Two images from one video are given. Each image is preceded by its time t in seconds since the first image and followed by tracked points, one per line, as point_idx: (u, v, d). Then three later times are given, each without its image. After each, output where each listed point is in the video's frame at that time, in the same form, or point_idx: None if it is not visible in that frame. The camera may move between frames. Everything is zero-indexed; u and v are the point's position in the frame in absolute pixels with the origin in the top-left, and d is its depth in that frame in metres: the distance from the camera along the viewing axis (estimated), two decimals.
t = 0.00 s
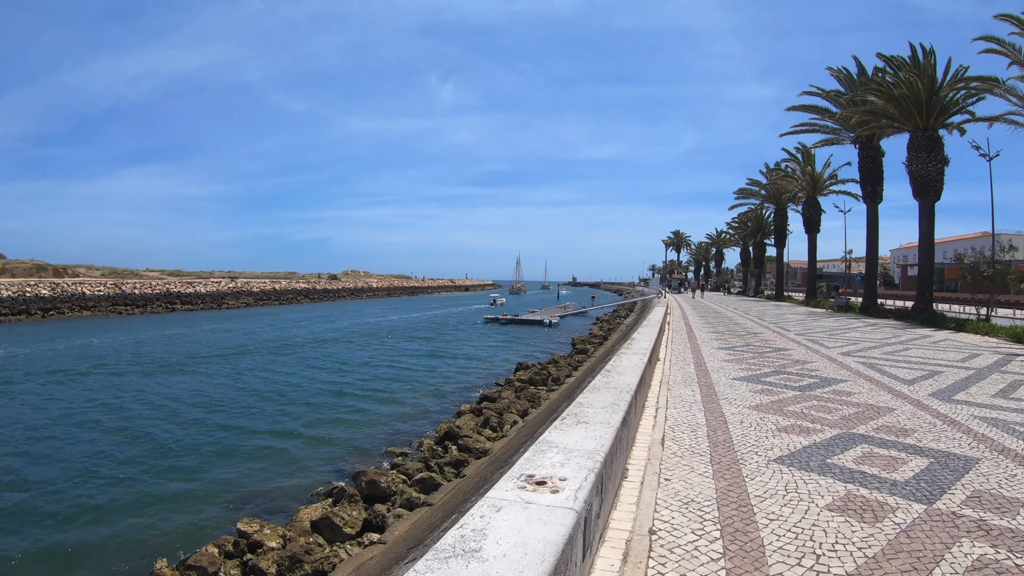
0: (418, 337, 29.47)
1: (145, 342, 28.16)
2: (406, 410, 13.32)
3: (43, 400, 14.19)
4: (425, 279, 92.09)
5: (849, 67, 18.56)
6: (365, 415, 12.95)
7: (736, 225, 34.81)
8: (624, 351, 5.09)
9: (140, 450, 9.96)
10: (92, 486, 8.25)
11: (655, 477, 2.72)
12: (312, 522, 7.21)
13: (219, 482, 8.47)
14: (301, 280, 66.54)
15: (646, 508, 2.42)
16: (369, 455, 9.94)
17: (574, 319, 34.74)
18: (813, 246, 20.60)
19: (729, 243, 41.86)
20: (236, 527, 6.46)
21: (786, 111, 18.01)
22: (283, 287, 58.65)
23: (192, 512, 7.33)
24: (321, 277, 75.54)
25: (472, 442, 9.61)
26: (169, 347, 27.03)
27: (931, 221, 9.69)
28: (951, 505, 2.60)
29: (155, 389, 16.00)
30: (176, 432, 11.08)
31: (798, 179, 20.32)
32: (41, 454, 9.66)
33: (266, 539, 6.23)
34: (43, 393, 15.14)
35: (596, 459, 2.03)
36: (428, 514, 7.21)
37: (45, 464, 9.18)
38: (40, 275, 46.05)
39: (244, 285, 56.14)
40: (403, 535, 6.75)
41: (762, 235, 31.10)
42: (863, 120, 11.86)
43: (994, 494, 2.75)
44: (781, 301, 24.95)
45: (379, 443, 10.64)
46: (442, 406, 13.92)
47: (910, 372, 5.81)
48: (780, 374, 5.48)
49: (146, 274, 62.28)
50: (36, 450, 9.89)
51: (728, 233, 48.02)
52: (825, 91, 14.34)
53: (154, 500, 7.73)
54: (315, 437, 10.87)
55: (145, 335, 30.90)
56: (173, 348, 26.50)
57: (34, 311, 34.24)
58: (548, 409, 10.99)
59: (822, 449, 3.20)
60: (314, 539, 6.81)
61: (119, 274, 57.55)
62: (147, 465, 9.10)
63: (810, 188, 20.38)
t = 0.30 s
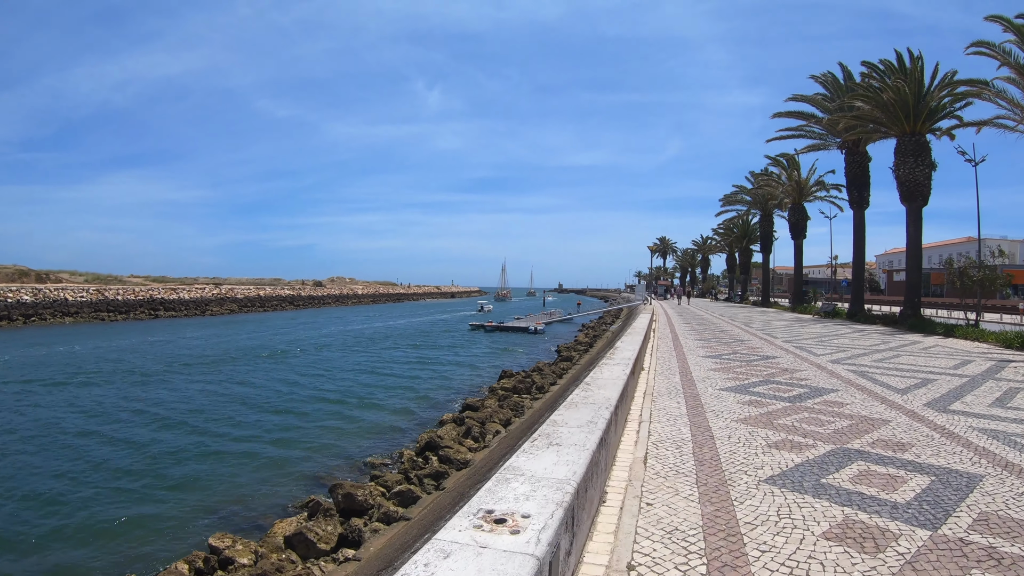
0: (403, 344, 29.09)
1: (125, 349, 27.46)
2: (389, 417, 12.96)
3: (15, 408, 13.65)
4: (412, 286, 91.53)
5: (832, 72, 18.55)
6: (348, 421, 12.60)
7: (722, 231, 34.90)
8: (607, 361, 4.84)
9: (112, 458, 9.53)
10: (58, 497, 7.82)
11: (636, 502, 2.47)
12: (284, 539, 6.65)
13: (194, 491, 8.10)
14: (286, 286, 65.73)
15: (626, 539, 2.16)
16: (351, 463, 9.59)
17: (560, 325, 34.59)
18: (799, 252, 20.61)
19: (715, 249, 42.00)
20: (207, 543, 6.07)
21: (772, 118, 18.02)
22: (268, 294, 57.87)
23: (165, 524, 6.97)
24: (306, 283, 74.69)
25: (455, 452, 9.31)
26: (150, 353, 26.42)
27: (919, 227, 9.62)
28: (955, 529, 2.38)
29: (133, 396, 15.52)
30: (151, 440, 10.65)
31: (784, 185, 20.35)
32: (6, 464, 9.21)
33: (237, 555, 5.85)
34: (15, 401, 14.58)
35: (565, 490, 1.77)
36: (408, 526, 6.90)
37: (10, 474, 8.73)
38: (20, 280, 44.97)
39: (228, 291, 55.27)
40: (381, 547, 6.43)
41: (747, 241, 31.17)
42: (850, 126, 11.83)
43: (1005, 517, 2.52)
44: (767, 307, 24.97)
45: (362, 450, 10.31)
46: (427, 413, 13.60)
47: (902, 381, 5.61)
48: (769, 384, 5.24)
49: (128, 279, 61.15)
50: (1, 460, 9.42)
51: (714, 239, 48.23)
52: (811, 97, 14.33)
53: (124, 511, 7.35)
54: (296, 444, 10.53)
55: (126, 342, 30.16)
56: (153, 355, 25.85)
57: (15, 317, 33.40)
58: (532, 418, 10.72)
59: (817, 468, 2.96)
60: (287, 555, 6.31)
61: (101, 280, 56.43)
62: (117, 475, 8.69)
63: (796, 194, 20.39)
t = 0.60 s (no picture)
0: (395, 352, 28.75)
1: (111, 356, 26.94)
2: (376, 425, 12.63)
3: None
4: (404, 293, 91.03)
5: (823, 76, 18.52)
6: (335, 429, 12.30)
7: (714, 238, 34.83)
8: (595, 371, 4.59)
9: (90, 466, 9.20)
10: (27, 508, 7.45)
11: (619, 532, 2.22)
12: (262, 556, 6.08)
13: (173, 500, 7.80)
14: (277, 294, 65.17)
15: None
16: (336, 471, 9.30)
17: (552, 333, 34.34)
18: (792, 258, 20.49)
19: (707, 256, 41.98)
20: (183, 559, 5.81)
21: (764, 123, 17.96)
22: (259, 301, 57.30)
23: (138, 536, 6.61)
24: (298, 290, 74.10)
25: (442, 462, 9.02)
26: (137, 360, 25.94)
27: (913, 231, 9.48)
28: (970, 558, 2.16)
29: (116, 403, 15.12)
30: (130, 447, 10.29)
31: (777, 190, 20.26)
32: None
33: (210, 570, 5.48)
34: None
35: (532, 529, 1.52)
36: (390, 539, 6.59)
37: None
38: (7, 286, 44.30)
39: (219, 298, 54.66)
40: (361, 563, 6.10)
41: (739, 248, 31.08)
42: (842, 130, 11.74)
43: None
44: (760, 313, 24.83)
45: (349, 457, 10.02)
46: (417, 421, 13.31)
47: (900, 390, 5.40)
48: (763, 395, 5.01)
49: (118, 286, 60.40)
50: None
51: (706, 246, 48.18)
52: (804, 102, 14.26)
53: (97, 522, 6.99)
54: (281, 452, 10.23)
55: (112, 349, 29.59)
56: (139, 362, 25.35)
57: (3, 324, 32.89)
58: (521, 428, 10.44)
59: (817, 489, 2.72)
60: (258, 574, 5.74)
61: (91, 286, 55.74)
62: (93, 484, 8.33)
63: (788, 199, 20.31)
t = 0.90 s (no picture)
0: (389, 357, 28.49)
1: (102, 358, 26.63)
2: (367, 430, 12.38)
3: None
4: (400, 297, 90.68)
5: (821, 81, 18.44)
6: (326, 432, 12.07)
7: (711, 244, 34.67)
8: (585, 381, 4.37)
9: (75, 469, 9.00)
10: (2, 513, 7.18)
11: (606, 565, 2.00)
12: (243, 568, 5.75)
13: (159, 503, 7.60)
14: (273, 298, 64.86)
15: None
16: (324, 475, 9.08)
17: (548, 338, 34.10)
18: (790, 263, 20.32)
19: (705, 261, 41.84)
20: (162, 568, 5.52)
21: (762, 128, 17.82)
22: (254, 305, 56.95)
23: (117, 543, 6.36)
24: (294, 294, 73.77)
25: (432, 470, 8.77)
26: (128, 363, 25.65)
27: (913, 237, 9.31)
28: None
29: (106, 406, 14.88)
30: (116, 450, 10.06)
31: (774, 196, 20.09)
32: None
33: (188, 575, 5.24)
34: None
35: (498, 574, 1.30)
36: (375, 551, 6.29)
37: None
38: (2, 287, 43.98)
39: (214, 301, 54.32)
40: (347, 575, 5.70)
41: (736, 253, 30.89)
42: (841, 134, 11.60)
43: None
44: (757, 320, 24.62)
45: (339, 461, 9.81)
46: (409, 426, 13.08)
47: (904, 401, 5.19)
48: (762, 406, 4.79)
49: (113, 289, 60.03)
50: None
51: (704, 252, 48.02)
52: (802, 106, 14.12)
53: (74, 529, 6.72)
54: (269, 455, 10.02)
55: (104, 351, 29.25)
56: (130, 365, 25.03)
57: None
58: (513, 436, 10.19)
59: (823, 514, 2.49)
60: None
61: (87, 287, 55.39)
62: (77, 487, 8.14)
63: (786, 204, 20.15)
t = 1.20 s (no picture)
0: (383, 363, 28.19)
1: (93, 361, 26.27)
2: (360, 436, 12.12)
3: None
4: (396, 303, 90.29)
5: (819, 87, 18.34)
6: (317, 438, 11.81)
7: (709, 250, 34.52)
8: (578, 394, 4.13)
9: (60, 473, 8.75)
10: None
11: None
12: None
13: (144, 507, 7.38)
14: (268, 302, 64.42)
15: None
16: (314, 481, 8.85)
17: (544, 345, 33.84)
18: (787, 270, 20.15)
19: (702, 268, 41.69)
20: None
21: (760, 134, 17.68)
22: (249, 309, 56.52)
23: (95, 551, 6.09)
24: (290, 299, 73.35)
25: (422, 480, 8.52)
26: (120, 366, 25.32)
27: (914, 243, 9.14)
28: None
29: (94, 409, 14.58)
30: (103, 454, 9.81)
31: (772, 202, 19.93)
32: None
33: None
34: None
35: None
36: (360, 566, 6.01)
37: None
38: None
39: (209, 305, 53.92)
40: None
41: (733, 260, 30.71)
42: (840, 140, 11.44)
43: None
44: (755, 327, 24.40)
45: (329, 466, 9.58)
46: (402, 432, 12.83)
47: (911, 414, 4.96)
48: (763, 420, 4.57)
49: (107, 291, 59.57)
50: None
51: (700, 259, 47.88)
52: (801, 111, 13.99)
53: (49, 537, 6.43)
54: (258, 461, 9.77)
55: (95, 354, 28.85)
56: (121, 369, 24.68)
57: None
58: (506, 446, 9.93)
59: (836, 544, 2.26)
60: None
61: (81, 289, 54.92)
62: (60, 492, 7.90)
63: (783, 210, 19.99)
